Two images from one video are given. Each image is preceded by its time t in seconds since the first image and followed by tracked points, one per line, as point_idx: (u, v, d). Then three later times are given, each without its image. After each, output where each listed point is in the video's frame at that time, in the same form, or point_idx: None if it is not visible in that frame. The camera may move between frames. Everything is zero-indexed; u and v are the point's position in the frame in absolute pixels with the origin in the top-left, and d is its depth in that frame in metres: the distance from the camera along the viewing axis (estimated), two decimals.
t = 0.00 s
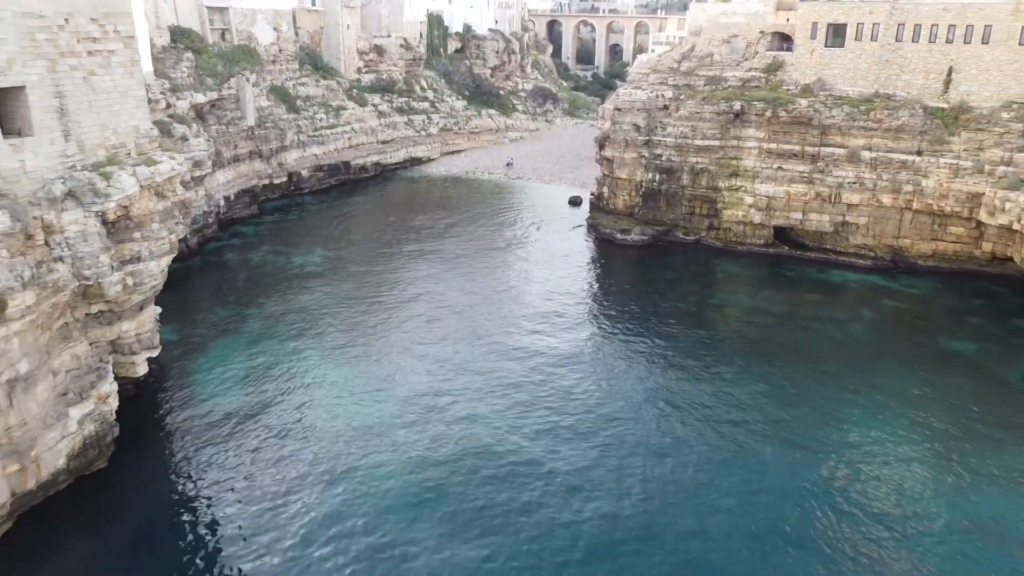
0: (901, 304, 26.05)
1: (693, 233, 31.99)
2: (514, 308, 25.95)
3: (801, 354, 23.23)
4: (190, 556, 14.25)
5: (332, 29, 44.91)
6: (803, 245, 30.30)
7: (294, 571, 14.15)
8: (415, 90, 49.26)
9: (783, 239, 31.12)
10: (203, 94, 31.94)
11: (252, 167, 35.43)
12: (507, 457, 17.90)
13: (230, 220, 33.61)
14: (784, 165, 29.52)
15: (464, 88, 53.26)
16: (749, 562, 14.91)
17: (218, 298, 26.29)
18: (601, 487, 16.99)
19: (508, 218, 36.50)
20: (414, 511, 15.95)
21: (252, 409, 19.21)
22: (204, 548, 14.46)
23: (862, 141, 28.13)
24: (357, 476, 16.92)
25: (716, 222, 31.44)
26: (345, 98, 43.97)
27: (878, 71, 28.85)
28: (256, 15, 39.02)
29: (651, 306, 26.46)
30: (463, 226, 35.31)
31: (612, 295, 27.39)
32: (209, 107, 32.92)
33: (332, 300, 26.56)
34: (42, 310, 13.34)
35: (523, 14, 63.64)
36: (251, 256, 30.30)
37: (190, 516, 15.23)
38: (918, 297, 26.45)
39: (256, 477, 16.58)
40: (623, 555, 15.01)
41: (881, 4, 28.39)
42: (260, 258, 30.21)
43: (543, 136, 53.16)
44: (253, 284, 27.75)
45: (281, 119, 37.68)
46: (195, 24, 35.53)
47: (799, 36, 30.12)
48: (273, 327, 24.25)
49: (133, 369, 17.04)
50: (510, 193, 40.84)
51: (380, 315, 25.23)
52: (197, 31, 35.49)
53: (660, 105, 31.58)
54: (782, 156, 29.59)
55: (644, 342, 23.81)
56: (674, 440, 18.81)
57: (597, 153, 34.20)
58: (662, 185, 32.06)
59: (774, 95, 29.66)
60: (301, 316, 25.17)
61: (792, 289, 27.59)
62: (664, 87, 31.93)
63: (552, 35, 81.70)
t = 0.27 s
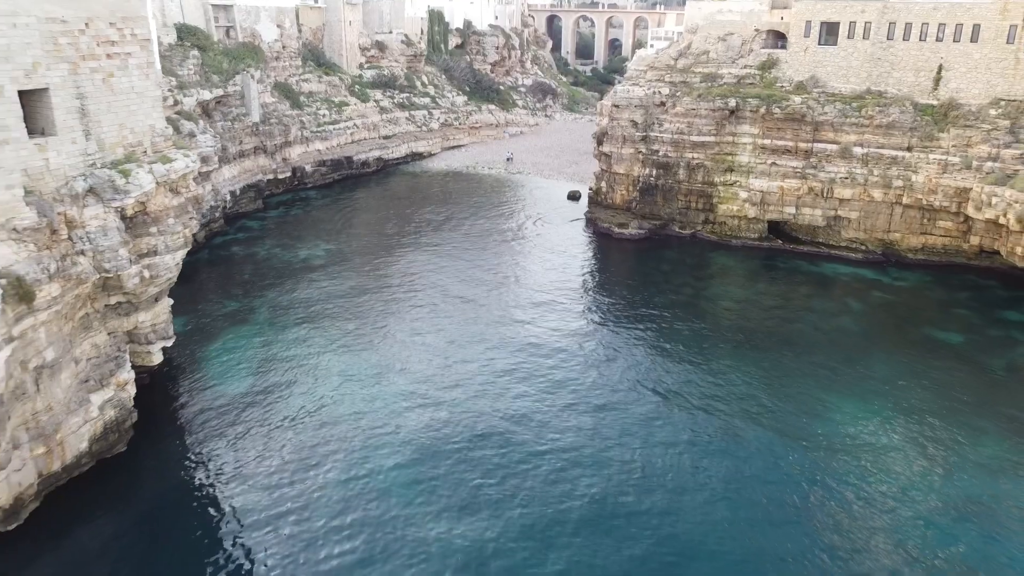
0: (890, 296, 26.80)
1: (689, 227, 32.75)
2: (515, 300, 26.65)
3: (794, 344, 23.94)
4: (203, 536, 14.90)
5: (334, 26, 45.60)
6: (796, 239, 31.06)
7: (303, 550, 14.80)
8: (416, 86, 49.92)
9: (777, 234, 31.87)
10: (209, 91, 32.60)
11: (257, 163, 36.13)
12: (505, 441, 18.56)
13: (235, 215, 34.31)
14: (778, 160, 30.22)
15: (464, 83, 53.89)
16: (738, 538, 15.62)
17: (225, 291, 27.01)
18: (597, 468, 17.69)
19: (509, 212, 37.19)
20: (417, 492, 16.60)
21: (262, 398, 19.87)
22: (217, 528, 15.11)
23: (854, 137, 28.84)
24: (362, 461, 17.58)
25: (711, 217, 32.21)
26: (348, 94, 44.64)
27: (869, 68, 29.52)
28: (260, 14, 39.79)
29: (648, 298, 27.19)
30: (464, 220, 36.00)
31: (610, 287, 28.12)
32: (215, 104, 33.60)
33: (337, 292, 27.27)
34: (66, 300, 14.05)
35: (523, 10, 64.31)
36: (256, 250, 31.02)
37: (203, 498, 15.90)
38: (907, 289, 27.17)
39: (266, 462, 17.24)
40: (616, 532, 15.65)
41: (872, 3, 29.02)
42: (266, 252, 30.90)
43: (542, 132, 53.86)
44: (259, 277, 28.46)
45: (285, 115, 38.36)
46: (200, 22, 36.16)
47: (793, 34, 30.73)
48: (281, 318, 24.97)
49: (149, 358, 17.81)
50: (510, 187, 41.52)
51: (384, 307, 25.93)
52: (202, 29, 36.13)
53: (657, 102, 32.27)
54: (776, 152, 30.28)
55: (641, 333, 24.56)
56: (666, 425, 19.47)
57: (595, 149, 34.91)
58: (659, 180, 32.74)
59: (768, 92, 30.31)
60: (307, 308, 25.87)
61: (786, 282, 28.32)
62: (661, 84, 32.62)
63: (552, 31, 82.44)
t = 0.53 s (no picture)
0: (881, 289, 27.52)
1: (685, 221, 33.48)
2: (515, 292, 27.39)
3: (785, 334, 24.68)
4: (217, 518, 15.54)
5: (336, 22, 46.24)
6: (789, 233, 31.81)
7: (312, 527, 15.49)
8: (417, 82, 50.55)
9: (771, 227, 32.61)
10: (214, 88, 33.26)
11: (261, 158, 36.83)
12: (503, 426, 19.20)
13: (240, 209, 35.04)
14: (772, 155, 30.91)
15: (465, 78, 54.51)
16: (729, 514, 16.35)
17: (233, 282, 27.76)
18: (594, 450, 18.42)
19: (508, 205, 37.91)
20: (421, 473, 17.34)
21: (271, 386, 20.54)
22: (229, 510, 15.75)
23: (846, 133, 29.53)
24: (369, 445, 18.24)
25: (706, 211, 32.93)
26: (350, 89, 45.27)
27: (862, 65, 30.18)
28: (264, 10, 39.93)
29: (644, 290, 27.93)
30: (465, 213, 36.73)
31: (607, 279, 28.85)
32: (220, 100, 34.28)
33: (342, 284, 28.00)
34: (88, 290, 14.78)
35: (523, 6, 64.89)
36: (262, 243, 31.74)
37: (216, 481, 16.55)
38: (897, 282, 27.92)
39: (276, 447, 17.89)
40: (610, 512, 16.31)
41: (864, 2, 29.66)
42: (272, 245, 31.62)
43: (542, 126, 54.54)
44: (265, 269, 29.20)
45: (289, 111, 39.02)
46: (205, 19, 36.77)
47: (787, 32, 31.36)
48: (288, 309, 25.70)
49: (162, 346, 18.53)
50: (510, 181, 42.23)
51: (388, 298, 26.67)
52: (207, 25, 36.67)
53: (654, 98, 32.95)
54: (770, 148, 30.98)
55: (637, 323, 25.30)
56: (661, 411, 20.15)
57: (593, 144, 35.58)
58: (656, 175, 33.45)
59: (762, 88, 30.99)
60: (313, 299, 26.60)
61: (779, 274, 29.07)
62: (658, 81, 33.29)
63: (551, 25, 83.02)
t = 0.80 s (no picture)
0: (871, 281, 28.25)
1: (681, 215, 34.20)
2: (514, 284, 28.10)
3: (777, 325, 25.40)
4: (230, 503, 16.14)
5: (338, 19, 46.81)
6: (783, 227, 32.53)
7: (320, 508, 16.20)
8: (418, 77, 51.19)
9: (765, 221, 33.33)
10: (219, 84, 33.89)
11: (265, 153, 37.49)
12: (503, 412, 19.90)
13: (245, 204, 35.73)
14: (766, 151, 31.60)
15: (465, 74, 55.12)
16: (720, 495, 17.09)
17: (239, 275, 28.46)
18: (590, 435, 19.16)
19: (508, 200, 38.60)
20: (425, 456, 18.07)
21: (280, 375, 21.22)
22: (242, 495, 16.35)
23: (838, 129, 30.21)
24: (374, 431, 18.92)
25: (702, 206, 33.65)
26: (352, 85, 45.90)
27: (854, 63, 30.84)
28: (267, 7, 40.46)
29: (641, 282, 28.65)
30: (466, 208, 37.41)
31: (605, 272, 29.57)
32: (225, 97, 34.92)
33: (346, 277, 28.70)
34: (108, 282, 15.48)
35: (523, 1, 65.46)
36: (267, 237, 32.43)
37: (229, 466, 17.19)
38: (887, 275, 28.64)
39: (286, 433, 18.60)
40: (605, 493, 17.03)
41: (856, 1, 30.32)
42: (277, 239, 32.31)
43: (541, 122, 55.20)
44: (271, 262, 29.90)
45: (292, 107, 39.68)
46: (210, 16, 37.37)
47: (781, 30, 32.00)
48: (293, 301, 26.41)
49: (175, 336, 19.26)
50: (510, 176, 42.91)
51: (390, 291, 27.39)
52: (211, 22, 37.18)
53: (651, 95, 33.62)
54: (764, 143, 31.66)
55: (633, 314, 26.02)
56: (656, 398, 20.86)
57: (591, 140, 36.25)
58: (653, 170, 34.14)
59: (757, 85, 31.65)
60: (317, 291, 27.31)
61: (772, 267, 29.78)
62: (655, 78, 33.96)
63: (551, 21, 83.60)
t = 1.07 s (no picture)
0: (862, 276, 28.96)
1: (677, 211, 34.93)
2: (514, 279, 28.80)
3: (769, 318, 26.11)
4: (239, 491, 16.65)
5: (340, 17, 47.39)
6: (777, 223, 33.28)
7: (326, 491, 16.88)
8: (419, 75, 51.84)
9: (759, 217, 34.06)
10: (224, 83, 34.56)
11: (270, 150, 38.18)
12: (503, 401, 20.62)
13: (250, 200, 36.43)
14: (760, 148, 32.30)
15: (465, 71, 55.77)
16: (711, 479, 17.82)
17: (246, 269, 29.18)
18: (587, 422, 19.89)
19: (508, 196, 39.32)
20: (428, 442, 18.78)
21: (287, 366, 21.89)
22: (251, 479, 17.00)
23: (830, 127, 30.89)
24: (379, 421, 19.56)
25: (698, 202, 34.38)
26: (354, 83, 46.55)
27: (846, 62, 31.50)
28: (271, 6, 41.08)
29: (637, 277, 29.36)
30: (466, 204, 38.11)
31: (602, 267, 30.28)
32: (230, 95, 35.59)
33: (350, 272, 29.40)
34: (125, 276, 16.20)
35: None
36: (272, 232, 33.14)
37: (239, 454, 17.79)
38: (878, 269, 29.35)
39: (294, 422, 19.24)
40: (602, 477, 17.73)
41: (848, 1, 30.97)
42: (282, 234, 33.02)
43: (541, 118, 55.88)
44: (276, 257, 30.61)
45: (296, 105, 40.35)
46: (215, 16, 38.00)
47: (775, 30, 32.65)
48: (299, 295, 27.12)
49: (187, 328, 19.96)
50: (510, 172, 43.61)
51: (393, 285, 28.09)
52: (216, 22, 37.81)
53: (648, 93, 34.31)
54: (758, 141, 32.35)
55: (629, 308, 26.74)
56: (651, 387, 21.58)
57: (589, 137, 36.94)
58: (650, 167, 34.85)
59: (751, 84, 32.33)
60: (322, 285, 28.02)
61: (766, 262, 30.51)
62: (652, 76, 34.64)
63: (551, 17, 84.21)
